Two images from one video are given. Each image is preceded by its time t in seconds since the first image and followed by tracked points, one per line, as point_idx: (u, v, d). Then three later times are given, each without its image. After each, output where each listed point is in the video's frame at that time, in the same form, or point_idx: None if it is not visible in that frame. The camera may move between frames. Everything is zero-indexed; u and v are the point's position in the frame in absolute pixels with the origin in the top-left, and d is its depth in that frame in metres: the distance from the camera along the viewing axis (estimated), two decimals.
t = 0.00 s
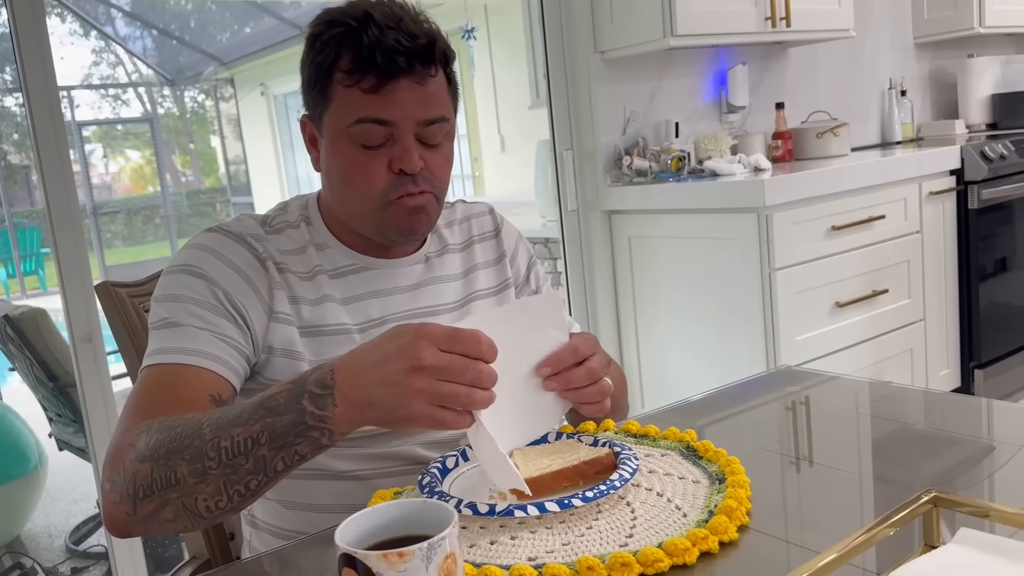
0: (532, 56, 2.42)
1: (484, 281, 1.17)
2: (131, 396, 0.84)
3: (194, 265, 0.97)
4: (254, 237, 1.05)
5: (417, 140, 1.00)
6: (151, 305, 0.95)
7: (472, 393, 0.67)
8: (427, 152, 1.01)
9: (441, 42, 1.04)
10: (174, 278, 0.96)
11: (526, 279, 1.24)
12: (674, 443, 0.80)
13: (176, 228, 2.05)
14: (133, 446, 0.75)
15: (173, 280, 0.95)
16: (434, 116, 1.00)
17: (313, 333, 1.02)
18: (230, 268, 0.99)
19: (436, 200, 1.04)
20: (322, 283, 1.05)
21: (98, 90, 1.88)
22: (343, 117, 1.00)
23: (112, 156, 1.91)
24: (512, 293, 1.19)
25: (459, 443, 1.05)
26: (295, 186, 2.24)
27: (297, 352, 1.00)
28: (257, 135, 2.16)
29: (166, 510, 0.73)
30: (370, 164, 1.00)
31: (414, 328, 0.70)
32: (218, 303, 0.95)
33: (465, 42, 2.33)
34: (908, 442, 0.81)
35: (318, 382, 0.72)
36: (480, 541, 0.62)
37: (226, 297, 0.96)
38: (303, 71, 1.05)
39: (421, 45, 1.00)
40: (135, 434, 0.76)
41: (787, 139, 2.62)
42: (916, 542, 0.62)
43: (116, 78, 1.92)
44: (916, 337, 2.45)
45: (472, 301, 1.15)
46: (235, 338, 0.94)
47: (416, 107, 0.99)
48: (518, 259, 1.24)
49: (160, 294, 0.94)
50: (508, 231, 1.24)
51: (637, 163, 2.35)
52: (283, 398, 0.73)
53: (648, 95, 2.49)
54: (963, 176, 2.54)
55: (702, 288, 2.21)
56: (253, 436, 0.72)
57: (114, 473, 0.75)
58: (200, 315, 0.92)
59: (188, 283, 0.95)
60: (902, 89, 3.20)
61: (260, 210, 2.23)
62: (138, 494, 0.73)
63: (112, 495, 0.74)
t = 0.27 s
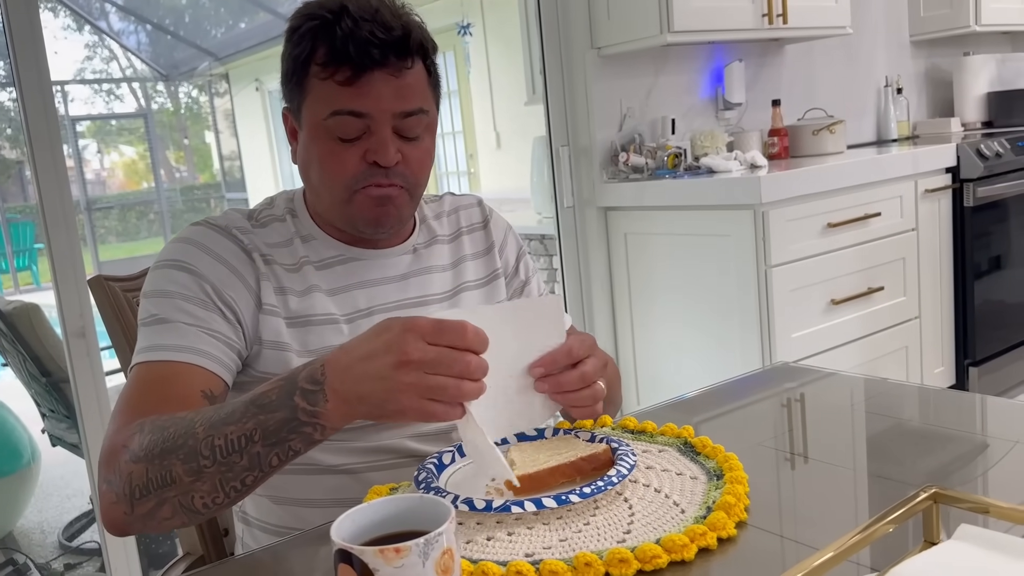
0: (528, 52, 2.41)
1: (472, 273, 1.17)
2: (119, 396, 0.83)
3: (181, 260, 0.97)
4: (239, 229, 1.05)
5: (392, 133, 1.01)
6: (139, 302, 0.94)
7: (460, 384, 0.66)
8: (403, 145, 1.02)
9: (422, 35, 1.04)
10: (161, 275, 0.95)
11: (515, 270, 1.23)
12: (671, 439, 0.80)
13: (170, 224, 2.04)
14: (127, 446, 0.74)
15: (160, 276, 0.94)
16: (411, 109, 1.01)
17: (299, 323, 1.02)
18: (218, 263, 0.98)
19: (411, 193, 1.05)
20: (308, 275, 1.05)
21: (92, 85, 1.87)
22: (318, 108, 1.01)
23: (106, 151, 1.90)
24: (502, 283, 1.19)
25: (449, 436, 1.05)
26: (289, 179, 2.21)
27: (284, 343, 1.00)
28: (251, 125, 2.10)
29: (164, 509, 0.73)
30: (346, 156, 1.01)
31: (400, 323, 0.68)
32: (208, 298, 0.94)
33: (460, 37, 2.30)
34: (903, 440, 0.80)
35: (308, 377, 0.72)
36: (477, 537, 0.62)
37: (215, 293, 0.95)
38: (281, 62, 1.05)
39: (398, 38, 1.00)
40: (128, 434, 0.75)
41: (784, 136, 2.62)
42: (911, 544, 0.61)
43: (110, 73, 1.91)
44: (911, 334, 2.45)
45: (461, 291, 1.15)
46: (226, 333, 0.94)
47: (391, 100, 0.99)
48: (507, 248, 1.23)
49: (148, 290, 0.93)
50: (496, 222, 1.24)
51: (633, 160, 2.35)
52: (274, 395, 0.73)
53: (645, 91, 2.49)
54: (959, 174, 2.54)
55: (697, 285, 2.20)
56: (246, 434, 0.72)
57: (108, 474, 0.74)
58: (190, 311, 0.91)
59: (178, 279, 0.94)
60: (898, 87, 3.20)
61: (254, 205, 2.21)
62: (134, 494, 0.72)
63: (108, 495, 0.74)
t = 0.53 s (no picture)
0: (528, 48, 2.40)
1: (466, 265, 1.18)
2: (124, 383, 0.83)
3: (179, 250, 0.96)
4: (236, 220, 1.04)
5: (382, 129, 1.00)
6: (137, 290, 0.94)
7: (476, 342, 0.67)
8: (394, 140, 1.01)
9: (407, 29, 1.03)
10: (160, 265, 0.94)
11: (509, 260, 1.24)
12: (673, 434, 0.80)
13: (168, 219, 2.04)
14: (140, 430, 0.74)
15: (160, 266, 0.94)
16: (397, 104, 1.00)
17: (295, 312, 1.02)
18: (216, 253, 0.98)
19: (404, 186, 1.05)
20: (303, 265, 1.04)
21: (88, 80, 1.85)
22: (306, 105, 1.00)
23: (104, 147, 1.89)
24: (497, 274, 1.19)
25: (447, 428, 1.05)
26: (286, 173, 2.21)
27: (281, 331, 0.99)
28: (249, 121, 2.12)
29: (181, 490, 0.73)
30: (334, 152, 1.00)
31: (416, 287, 0.69)
32: (208, 288, 0.94)
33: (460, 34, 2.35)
34: (900, 439, 0.80)
35: (324, 348, 0.72)
36: (479, 529, 0.62)
37: (215, 281, 0.95)
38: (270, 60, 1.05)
39: (383, 32, 0.99)
40: (140, 419, 0.76)
41: (783, 134, 2.62)
42: (907, 542, 0.61)
43: (107, 68, 1.89)
44: (910, 332, 2.45)
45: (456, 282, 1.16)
46: (227, 322, 0.94)
47: (378, 96, 0.99)
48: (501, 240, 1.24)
49: (147, 279, 0.93)
50: (489, 213, 1.24)
51: (633, 157, 2.34)
52: (291, 366, 0.73)
53: (645, 88, 2.49)
54: (958, 172, 2.54)
55: (696, 281, 2.20)
56: (264, 408, 0.72)
57: (121, 459, 0.75)
58: (191, 300, 0.91)
59: (178, 269, 0.94)
60: (898, 85, 3.20)
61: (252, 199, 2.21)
62: (150, 477, 0.73)
63: (122, 481, 0.74)
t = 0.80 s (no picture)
0: (529, 45, 2.40)
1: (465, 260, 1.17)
2: (133, 390, 0.83)
3: (180, 250, 0.96)
4: (235, 218, 1.05)
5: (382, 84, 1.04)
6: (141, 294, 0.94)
7: (491, 311, 0.71)
8: (394, 96, 1.05)
9: None
10: (161, 267, 0.94)
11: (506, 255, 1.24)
12: (673, 431, 0.80)
13: (167, 214, 2.04)
14: (156, 434, 0.74)
15: (161, 268, 0.94)
16: (391, 56, 1.05)
17: (296, 307, 1.01)
18: (217, 252, 0.98)
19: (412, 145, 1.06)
20: (302, 259, 1.04)
21: (88, 75, 1.84)
22: (306, 78, 1.05)
23: (104, 142, 1.89)
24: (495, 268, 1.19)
25: (447, 425, 1.04)
26: (286, 169, 2.20)
27: (279, 329, 0.99)
28: (250, 118, 2.12)
29: (203, 490, 0.73)
30: (340, 114, 1.03)
31: (419, 270, 0.70)
32: (211, 286, 0.94)
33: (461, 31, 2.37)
34: (898, 439, 0.80)
35: (334, 341, 0.71)
36: (478, 526, 0.62)
37: (217, 279, 0.95)
38: (258, 59, 1.10)
39: None
40: (155, 423, 0.75)
41: (785, 132, 2.61)
42: (905, 543, 0.60)
43: (107, 63, 1.88)
44: (910, 332, 2.45)
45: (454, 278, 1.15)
46: (230, 318, 0.94)
47: (372, 50, 1.04)
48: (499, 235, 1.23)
49: (149, 281, 0.93)
50: (487, 209, 1.24)
51: (634, 154, 2.34)
52: (303, 363, 0.72)
53: (646, 86, 2.48)
54: (959, 172, 2.54)
55: (697, 280, 2.20)
56: (281, 405, 0.72)
57: (139, 464, 0.74)
58: (196, 299, 0.91)
59: (181, 269, 0.94)
60: (899, 85, 3.20)
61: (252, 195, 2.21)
62: (171, 481, 0.73)
63: (142, 486, 0.74)
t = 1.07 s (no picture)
0: (533, 41, 2.40)
1: (468, 254, 1.17)
2: (137, 373, 0.83)
3: (183, 238, 0.97)
4: (237, 209, 1.05)
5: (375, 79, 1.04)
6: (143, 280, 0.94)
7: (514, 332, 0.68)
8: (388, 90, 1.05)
9: None
10: (164, 254, 0.94)
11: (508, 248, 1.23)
12: (678, 428, 0.80)
13: (171, 210, 2.03)
14: (160, 419, 0.74)
15: (164, 255, 0.94)
16: (383, 50, 1.05)
17: (300, 299, 1.01)
18: (218, 240, 0.98)
19: (405, 139, 1.07)
20: (304, 251, 1.04)
21: (92, 69, 1.85)
22: (300, 72, 1.05)
23: (107, 137, 1.89)
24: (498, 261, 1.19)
25: (450, 419, 1.05)
26: (289, 164, 2.21)
27: (282, 321, 0.99)
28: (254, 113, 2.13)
29: (202, 478, 0.74)
30: (334, 109, 1.03)
31: (447, 280, 0.70)
32: (214, 275, 0.94)
33: (466, 27, 2.41)
34: (900, 438, 0.80)
35: (347, 341, 0.72)
36: (484, 520, 0.62)
37: (219, 267, 0.96)
38: (255, 51, 1.10)
39: None
40: (160, 407, 0.75)
41: (790, 131, 2.62)
42: (907, 542, 0.60)
43: (110, 57, 1.88)
44: (913, 331, 2.45)
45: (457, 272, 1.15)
46: (233, 306, 0.94)
47: (365, 44, 1.04)
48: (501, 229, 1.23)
49: (152, 269, 0.93)
50: (489, 203, 1.24)
51: (638, 152, 2.34)
52: (315, 360, 0.73)
53: (651, 83, 2.48)
54: (964, 171, 2.54)
55: (700, 277, 2.20)
56: (288, 401, 0.72)
57: (139, 447, 0.74)
58: (199, 287, 0.91)
59: (184, 258, 0.94)
60: (904, 84, 3.19)
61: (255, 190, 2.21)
62: (172, 466, 0.73)
63: (142, 469, 0.74)
